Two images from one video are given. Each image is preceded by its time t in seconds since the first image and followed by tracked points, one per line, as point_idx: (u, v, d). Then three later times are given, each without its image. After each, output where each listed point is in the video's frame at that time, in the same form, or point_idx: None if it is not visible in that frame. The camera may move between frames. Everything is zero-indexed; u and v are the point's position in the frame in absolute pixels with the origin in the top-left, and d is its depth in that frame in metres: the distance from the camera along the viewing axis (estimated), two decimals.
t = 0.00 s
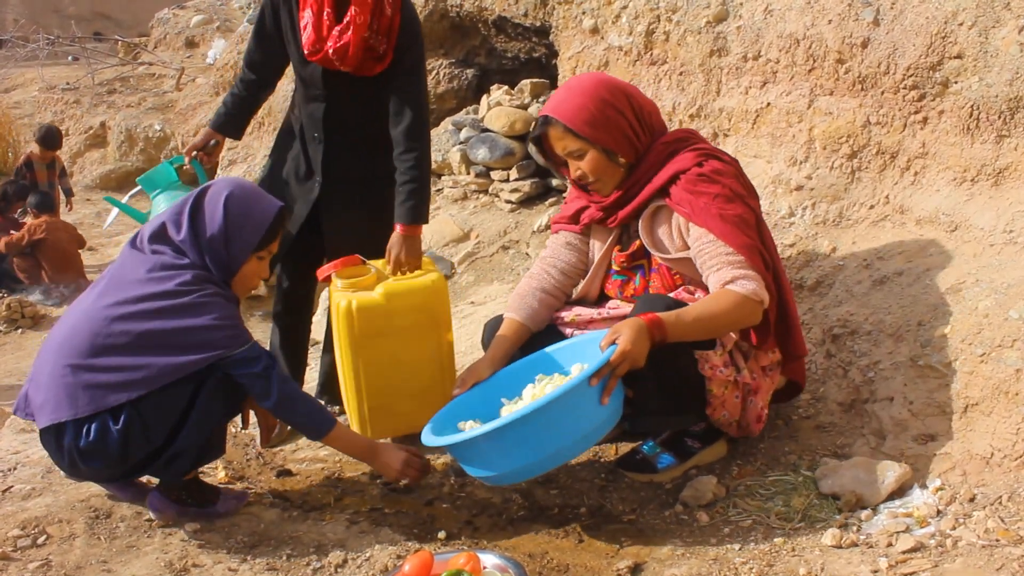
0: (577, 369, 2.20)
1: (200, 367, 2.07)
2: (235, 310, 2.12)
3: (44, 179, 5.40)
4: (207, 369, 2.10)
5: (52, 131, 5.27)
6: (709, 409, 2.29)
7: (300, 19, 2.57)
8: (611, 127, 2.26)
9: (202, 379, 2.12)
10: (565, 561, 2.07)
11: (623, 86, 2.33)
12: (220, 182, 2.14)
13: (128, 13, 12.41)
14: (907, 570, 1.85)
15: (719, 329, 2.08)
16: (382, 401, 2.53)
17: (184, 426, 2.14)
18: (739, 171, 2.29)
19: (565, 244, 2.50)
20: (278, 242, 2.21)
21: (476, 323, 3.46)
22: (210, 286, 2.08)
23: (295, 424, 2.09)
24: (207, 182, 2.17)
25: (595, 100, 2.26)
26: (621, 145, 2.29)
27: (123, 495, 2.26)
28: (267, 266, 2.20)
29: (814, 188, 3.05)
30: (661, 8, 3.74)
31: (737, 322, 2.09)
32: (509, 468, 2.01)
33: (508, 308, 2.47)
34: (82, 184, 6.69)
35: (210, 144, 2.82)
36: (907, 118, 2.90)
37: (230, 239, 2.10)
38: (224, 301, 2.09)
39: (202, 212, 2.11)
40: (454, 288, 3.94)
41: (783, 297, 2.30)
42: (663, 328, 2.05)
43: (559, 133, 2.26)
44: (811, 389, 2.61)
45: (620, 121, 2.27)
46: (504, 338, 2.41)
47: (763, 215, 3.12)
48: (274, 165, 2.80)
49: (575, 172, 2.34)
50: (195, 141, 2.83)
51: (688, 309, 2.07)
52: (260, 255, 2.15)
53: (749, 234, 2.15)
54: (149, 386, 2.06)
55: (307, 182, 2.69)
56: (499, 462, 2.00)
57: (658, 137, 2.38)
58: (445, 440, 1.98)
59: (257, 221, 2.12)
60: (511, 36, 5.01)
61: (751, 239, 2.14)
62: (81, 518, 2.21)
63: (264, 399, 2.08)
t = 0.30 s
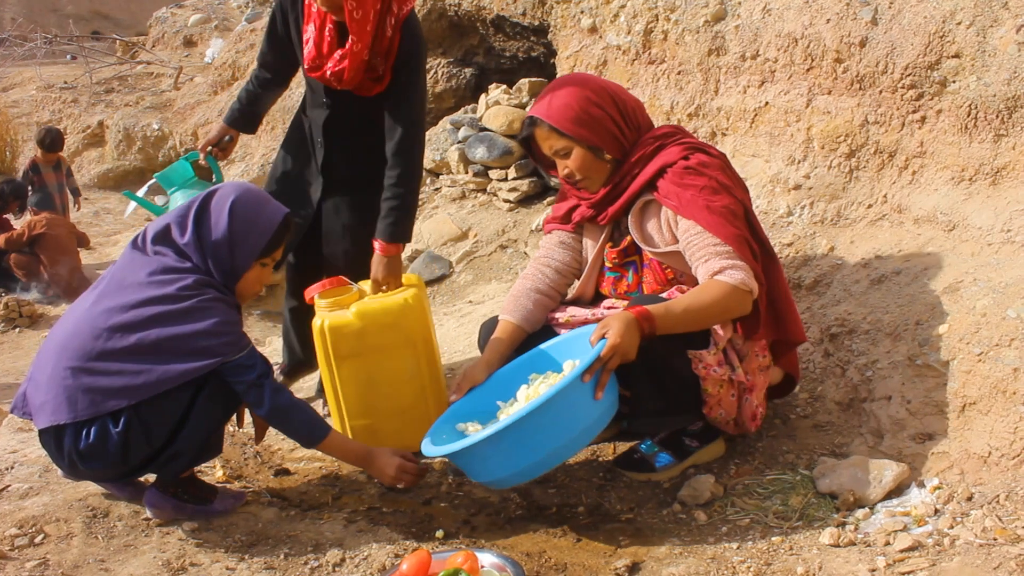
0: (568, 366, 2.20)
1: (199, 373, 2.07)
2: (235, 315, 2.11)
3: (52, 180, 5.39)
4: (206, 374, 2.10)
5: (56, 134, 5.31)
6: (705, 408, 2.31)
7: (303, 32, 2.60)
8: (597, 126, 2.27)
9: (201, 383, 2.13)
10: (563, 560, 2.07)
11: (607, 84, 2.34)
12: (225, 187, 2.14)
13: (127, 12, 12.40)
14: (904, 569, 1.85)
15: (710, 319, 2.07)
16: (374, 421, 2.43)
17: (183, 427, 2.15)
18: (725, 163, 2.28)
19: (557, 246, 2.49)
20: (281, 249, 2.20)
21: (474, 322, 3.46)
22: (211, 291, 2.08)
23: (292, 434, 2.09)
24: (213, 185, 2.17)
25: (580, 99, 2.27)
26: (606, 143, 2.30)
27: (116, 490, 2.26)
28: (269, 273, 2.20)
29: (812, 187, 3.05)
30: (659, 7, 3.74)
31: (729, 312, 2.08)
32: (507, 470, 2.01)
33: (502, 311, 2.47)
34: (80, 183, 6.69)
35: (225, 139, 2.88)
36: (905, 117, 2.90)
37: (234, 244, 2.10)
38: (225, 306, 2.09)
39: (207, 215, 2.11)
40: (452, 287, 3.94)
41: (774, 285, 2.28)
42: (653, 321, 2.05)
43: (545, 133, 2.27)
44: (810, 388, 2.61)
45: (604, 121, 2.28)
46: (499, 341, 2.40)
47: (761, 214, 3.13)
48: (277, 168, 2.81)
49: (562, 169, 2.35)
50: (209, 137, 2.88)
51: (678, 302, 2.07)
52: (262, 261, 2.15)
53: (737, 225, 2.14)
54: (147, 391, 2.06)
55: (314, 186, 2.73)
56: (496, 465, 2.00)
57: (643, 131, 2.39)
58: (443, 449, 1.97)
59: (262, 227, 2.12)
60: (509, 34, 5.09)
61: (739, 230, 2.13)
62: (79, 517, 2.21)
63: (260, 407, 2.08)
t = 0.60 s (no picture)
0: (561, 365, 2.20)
1: (197, 372, 2.07)
2: (234, 314, 2.11)
3: (60, 180, 5.34)
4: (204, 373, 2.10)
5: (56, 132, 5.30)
6: (704, 408, 2.29)
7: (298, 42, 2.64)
8: (586, 124, 2.27)
9: (200, 383, 2.13)
10: (562, 559, 2.07)
11: (596, 83, 2.34)
12: (226, 186, 2.13)
13: (127, 11, 12.39)
14: (904, 568, 1.85)
15: (703, 308, 2.06)
16: (370, 422, 2.43)
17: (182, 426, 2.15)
18: (715, 157, 2.28)
19: (551, 246, 2.48)
20: (282, 250, 2.19)
21: (473, 321, 3.46)
22: (210, 290, 2.08)
23: (289, 432, 2.09)
24: (215, 184, 2.16)
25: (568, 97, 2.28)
26: (597, 140, 2.30)
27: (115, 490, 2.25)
28: (269, 274, 2.19)
29: (811, 186, 3.05)
30: (659, 6, 3.74)
31: (722, 300, 2.07)
32: (502, 469, 2.01)
33: (498, 312, 2.47)
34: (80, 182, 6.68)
35: (245, 145, 2.91)
36: (905, 116, 2.90)
37: (234, 244, 2.09)
38: (223, 305, 2.09)
39: (207, 215, 2.10)
40: (452, 286, 3.94)
41: (765, 277, 2.27)
42: (644, 313, 2.06)
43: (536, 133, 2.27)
44: (809, 387, 2.61)
45: (593, 119, 2.28)
46: (494, 343, 2.40)
47: (761, 213, 3.13)
48: (286, 168, 2.85)
49: (554, 168, 2.35)
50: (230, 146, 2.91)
51: (668, 293, 2.07)
52: (262, 262, 2.14)
53: (727, 217, 2.13)
54: (146, 390, 2.06)
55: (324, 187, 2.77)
56: (490, 463, 1.99)
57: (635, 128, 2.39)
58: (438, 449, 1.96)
59: (263, 228, 2.12)
60: (508, 33, 5.09)
61: (729, 221, 2.12)
62: (78, 516, 2.21)
63: (258, 405, 2.08)
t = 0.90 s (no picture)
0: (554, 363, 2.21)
1: (195, 372, 2.07)
2: (232, 315, 2.11)
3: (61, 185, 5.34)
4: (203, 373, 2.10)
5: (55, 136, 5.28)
6: (702, 409, 2.28)
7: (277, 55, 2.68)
8: (577, 122, 2.27)
9: (198, 383, 2.13)
10: (561, 559, 2.07)
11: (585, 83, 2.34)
12: (226, 186, 2.13)
13: (127, 11, 12.39)
14: (903, 569, 1.85)
15: (694, 302, 2.06)
16: (368, 423, 2.43)
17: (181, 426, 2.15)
18: (706, 152, 2.28)
19: (549, 248, 2.49)
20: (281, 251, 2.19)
21: (473, 321, 3.46)
22: (209, 290, 2.08)
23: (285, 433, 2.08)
24: (215, 184, 2.15)
25: (558, 97, 2.27)
26: (588, 139, 2.30)
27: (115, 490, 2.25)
28: (269, 275, 2.19)
29: (810, 186, 3.05)
30: (659, 6, 3.74)
31: (714, 293, 2.07)
32: (499, 470, 2.01)
33: (494, 313, 2.47)
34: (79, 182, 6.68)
35: (251, 157, 2.91)
36: (904, 117, 2.90)
37: (233, 244, 2.09)
38: (222, 305, 2.08)
39: (207, 215, 2.10)
40: (452, 286, 3.93)
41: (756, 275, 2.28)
42: (637, 312, 2.06)
43: (528, 134, 2.27)
44: (808, 388, 2.61)
45: (583, 118, 2.28)
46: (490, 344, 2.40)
47: (760, 213, 3.13)
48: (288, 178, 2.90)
49: (547, 168, 2.35)
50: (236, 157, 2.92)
51: (658, 289, 2.08)
52: (261, 264, 2.14)
53: (717, 208, 2.13)
54: (144, 390, 2.06)
55: (327, 193, 2.75)
56: (487, 465, 1.99)
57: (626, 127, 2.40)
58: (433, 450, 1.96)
59: (262, 228, 2.11)
60: (508, 34, 5.02)
61: (719, 211, 2.13)
62: (77, 516, 2.21)
63: (255, 406, 2.08)
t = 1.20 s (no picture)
0: (550, 364, 2.21)
1: (193, 370, 2.06)
2: (230, 314, 2.11)
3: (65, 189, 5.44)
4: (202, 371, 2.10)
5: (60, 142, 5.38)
6: (705, 413, 2.26)
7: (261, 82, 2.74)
8: (570, 121, 2.27)
9: (196, 381, 2.12)
10: (561, 558, 2.08)
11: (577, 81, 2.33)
12: (226, 184, 2.13)
13: (127, 8, 12.38)
14: (902, 568, 1.85)
15: (685, 304, 2.09)
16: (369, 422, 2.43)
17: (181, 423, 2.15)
18: (700, 148, 2.27)
19: (546, 247, 2.49)
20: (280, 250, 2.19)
21: (473, 320, 3.46)
22: (207, 287, 2.08)
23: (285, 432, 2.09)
24: (215, 183, 2.16)
25: (550, 96, 2.27)
26: (582, 137, 2.29)
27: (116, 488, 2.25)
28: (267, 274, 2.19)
29: (810, 185, 3.05)
30: (659, 5, 3.74)
31: (704, 293, 2.10)
32: (496, 471, 2.01)
33: (493, 312, 2.46)
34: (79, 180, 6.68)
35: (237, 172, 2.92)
36: (905, 116, 2.90)
37: (233, 243, 2.09)
38: (220, 303, 2.08)
39: (207, 213, 2.10)
40: (452, 285, 3.93)
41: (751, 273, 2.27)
42: (630, 313, 2.08)
43: (522, 134, 2.27)
44: (808, 386, 2.61)
45: (576, 116, 2.27)
46: (489, 343, 2.40)
47: (760, 212, 3.13)
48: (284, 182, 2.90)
49: (542, 168, 2.35)
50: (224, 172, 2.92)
51: (652, 291, 2.09)
52: (260, 263, 2.14)
53: (709, 206, 2.13)
54: (142, 388, 2.06)
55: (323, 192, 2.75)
56: (484, 467, 1.99)
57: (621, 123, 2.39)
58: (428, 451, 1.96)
59: (262, 228, 2.12)
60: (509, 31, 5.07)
61: (711, 209, 2.13)
62: (78, 514, 2.21)
63: (252, 404, 2.07)
